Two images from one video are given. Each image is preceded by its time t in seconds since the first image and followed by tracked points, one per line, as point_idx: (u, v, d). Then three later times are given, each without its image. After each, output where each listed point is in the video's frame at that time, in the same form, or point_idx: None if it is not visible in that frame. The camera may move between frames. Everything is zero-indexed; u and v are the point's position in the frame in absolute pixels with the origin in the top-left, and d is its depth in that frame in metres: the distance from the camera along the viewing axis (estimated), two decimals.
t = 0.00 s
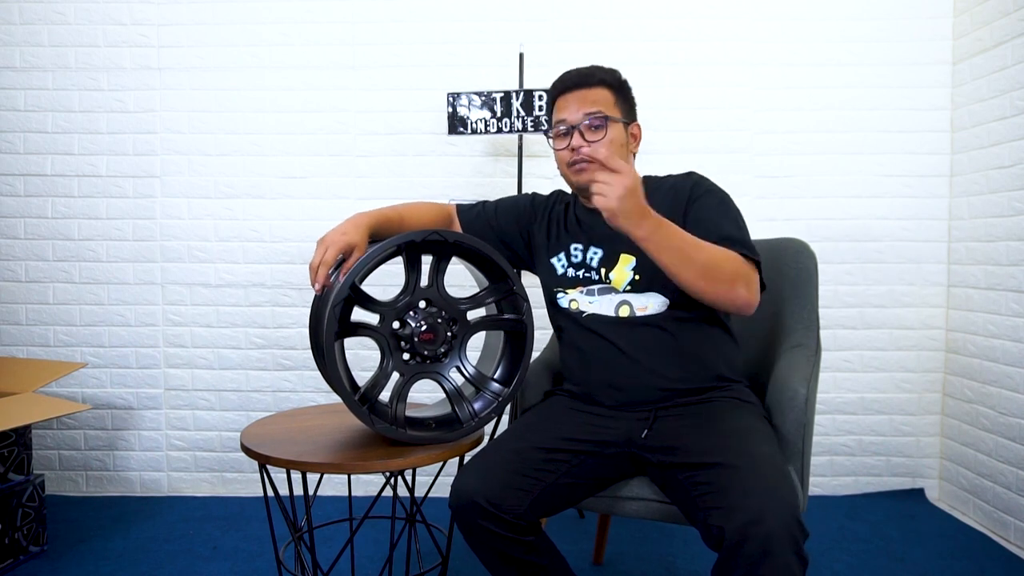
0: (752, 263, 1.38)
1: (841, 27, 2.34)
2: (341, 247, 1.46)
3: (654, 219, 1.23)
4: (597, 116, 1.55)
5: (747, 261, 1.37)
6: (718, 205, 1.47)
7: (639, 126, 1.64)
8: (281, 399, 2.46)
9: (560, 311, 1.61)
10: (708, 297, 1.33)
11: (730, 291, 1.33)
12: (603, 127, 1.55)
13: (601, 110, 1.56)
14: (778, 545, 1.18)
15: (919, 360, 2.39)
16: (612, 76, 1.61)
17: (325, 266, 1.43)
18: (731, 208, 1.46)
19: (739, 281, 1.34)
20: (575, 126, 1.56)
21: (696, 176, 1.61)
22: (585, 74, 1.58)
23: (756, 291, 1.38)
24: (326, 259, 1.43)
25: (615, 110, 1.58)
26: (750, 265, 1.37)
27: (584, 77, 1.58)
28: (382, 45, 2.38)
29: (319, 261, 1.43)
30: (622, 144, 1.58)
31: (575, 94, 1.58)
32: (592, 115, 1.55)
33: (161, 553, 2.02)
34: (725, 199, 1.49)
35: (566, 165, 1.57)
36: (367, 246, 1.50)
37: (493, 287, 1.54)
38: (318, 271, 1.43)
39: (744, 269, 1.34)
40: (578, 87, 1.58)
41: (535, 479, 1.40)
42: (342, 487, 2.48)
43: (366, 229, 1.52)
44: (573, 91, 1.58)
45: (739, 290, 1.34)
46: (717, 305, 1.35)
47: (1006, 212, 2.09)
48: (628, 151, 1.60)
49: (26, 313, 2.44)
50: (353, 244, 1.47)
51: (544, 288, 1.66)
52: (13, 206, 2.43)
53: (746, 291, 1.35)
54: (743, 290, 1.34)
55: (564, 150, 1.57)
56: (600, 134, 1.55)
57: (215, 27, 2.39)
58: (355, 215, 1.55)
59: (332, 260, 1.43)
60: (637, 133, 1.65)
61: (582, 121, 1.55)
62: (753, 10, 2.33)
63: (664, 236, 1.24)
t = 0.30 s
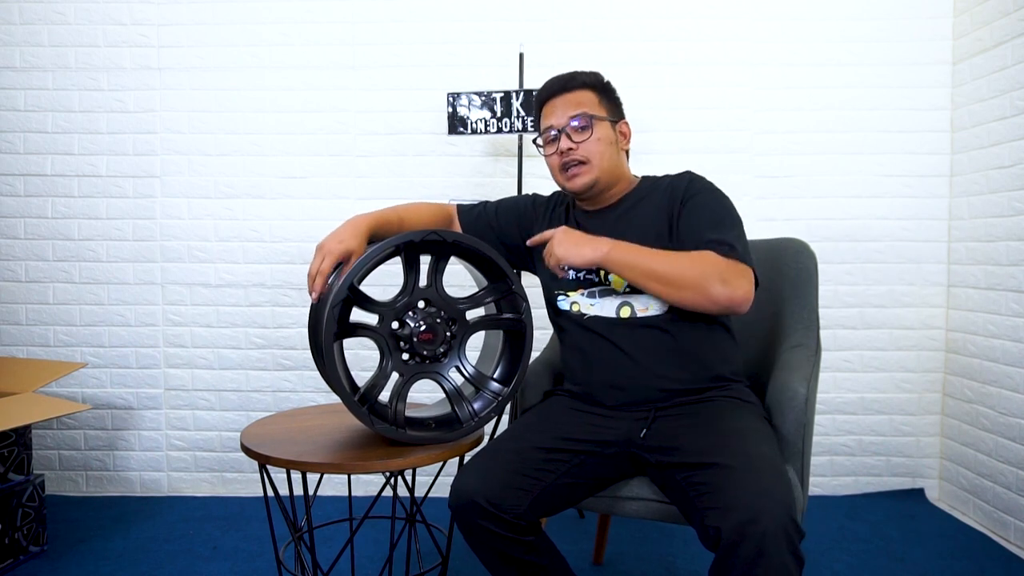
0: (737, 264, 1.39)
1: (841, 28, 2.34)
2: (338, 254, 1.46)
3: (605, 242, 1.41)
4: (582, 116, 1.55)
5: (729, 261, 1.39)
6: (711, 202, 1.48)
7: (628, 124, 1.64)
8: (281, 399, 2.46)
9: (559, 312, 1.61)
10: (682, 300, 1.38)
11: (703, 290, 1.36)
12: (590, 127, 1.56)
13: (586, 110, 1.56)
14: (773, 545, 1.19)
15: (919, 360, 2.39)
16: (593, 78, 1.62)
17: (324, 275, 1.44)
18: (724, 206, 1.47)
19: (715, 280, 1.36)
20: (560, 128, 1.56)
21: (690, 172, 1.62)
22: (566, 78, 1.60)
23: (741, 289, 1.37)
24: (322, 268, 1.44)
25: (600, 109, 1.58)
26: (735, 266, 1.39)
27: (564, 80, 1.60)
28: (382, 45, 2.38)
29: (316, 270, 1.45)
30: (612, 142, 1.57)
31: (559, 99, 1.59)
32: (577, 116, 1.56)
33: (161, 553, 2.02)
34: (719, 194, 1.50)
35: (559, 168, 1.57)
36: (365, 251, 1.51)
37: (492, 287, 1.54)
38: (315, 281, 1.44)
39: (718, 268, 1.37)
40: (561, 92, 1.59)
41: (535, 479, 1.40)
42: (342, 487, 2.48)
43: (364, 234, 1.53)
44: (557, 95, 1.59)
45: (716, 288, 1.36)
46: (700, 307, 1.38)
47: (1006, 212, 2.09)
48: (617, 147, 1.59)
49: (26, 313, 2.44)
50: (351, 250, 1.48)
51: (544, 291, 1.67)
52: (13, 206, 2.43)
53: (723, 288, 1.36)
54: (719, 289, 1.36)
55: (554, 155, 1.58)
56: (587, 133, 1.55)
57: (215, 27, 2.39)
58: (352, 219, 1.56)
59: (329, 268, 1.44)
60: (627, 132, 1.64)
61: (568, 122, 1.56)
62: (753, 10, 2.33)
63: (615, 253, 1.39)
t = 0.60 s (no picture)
0: (729, 282, 1.42)
1: (841, 28, 2.34)
2: (339, 254, 1.46)
3: (596, 275, 1.42)
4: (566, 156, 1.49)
5: (722, 280, 1.42)
6: (708, 208, 1.50)
7: (628, 146, 1.54)
8: (281, 399, 2.46)
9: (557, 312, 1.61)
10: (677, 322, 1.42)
11: (697, 313, 1.40)
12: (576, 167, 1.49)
13: (573, 148, 1.49)
14: (774, 545, 1.19)
15: (919, 360, 2.39)
16: (587, 100, 1.51)
17: (325, 276, 1.44)
18: (722, 213, 1.49)
19: (707, 302, 1.40)
20: (548, 164, 1.51)
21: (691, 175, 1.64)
22: (556, 105, 1.50)
23: (735, 307, 1.40)
24: (324, 267, 1.44)
25: (592, 144, 1.50)
26: (728, 283, 1.42)
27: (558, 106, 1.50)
28: (382, 45, 2.38)
29: (317, 270, 1.45)
30: (601, 178, 1.51)
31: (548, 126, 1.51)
32: (563, 155, 1.50)
33: (162, 553, 2.02)
34: (716, 199, 1.52)
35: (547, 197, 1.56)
36: (366, 250, 1.50)
37: (493, 287, 1.54)
38: (316, 280, 1.44)
39: (710, 290, 1.40)
40: (551, 120, 1.51)
41: (535, 479, 1.40)
42: (342, 487, 2.48)
43: (364, 232, 1.52)
44: (546, 123, 1.52)
45: (709, 309, 1.40)
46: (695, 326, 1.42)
47: (1006, 212, 2.09)
48: (609, 182, 1.53)
49: (26, 313, 2.44)
50: (352, 249, 1.48)
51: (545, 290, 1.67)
52: (13, 206, 2.43)
53: (717, 309, 1.40)
54: (712, 309, 1.40)
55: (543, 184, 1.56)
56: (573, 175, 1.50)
57: (215, 27, 2.39)
58: (353, 217, 1.56)
59: (330, 267, 1.45)
60: (628, 151, 1.55)
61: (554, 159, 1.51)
62: (753, 10, 2.33)
63: (609, 287, 1.41)
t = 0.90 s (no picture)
0: (722, 297, 1.42)
1: (841, 28, 2.34)
2: (337, 246, 1.46)
3: (585, 297, 1.45)
4: (573, 170, 1.48)
5: (715, 294, 1.42)
6: (705, 208, 1.50)
7: (636, 159, 1.53)
8: (281, 399, 2.46)
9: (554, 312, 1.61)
10: (666, 340, 1.44)
11: (685, 332, 1.41)
12: (582, 181, 1.49)
13: (581, 162, 1.48)
14: (776, 545, 1.19)
15: (919, 360, 2.39)
16: (600, 112, 1.49)
17: (322, 268, 1.44)
18: (720, 214, 1.49)
19: (696, 320, 1.41)
20: (555, 174, 1.50)
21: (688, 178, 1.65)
22: (568, 115, 1.48)
23: (724, 323, 1.41)
24: (322, 259, 1.44)
25: (601, 159, 1.49)
26: (719, 299, 1.42)
27: (570, 118, 1.47)
28: (382, 45, 2.38)
29: (316, 262, 1.45)
30: (607, 192, 1.51)
31: (557, 136, 1.49)
32: (570, 168, 1.49)
33: (162, 553, 2.02)
34: (715, 200, 1.53)
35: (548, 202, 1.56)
36: (365, 241, 1.49)
37: (493, 287, 1.54)
38: (314, 272, 1.44)
39: (699, 308, 1.41)
40: (561, 130, 1.48)
41: (535, 479, 1.40)
42: (342, 487, 2.48)
43: (363, 226, 1.52)
44: (556, 132, 1.49)
45: (698, 328, 1.41)
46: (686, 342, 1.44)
47: (1006, 212, 2.09)
48: (614, 194, 1.53)
49: (26, 313, 2.44)
50: (350, 242, 1.47)
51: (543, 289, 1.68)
52: (13, 206, 2.43)
53: (706, 326, 1.41)
54: (701, 327, 1.41)
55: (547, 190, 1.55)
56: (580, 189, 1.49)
57: (215, 27, 2.39)
58: (352, 211, 1.56)
59: (328, 260, 1.44)
60: (636, 163, 1.54)
61: (561, 171, 1.49)
62: (753, 10, 2.34)
63: (597, 310, 1.44)
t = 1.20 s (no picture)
0: (723, 297, 1.42)
1: (841, 27, 2.34)
2: (333, 247, 1.46)
3: (585, 298, 1.46)
4: (575, 169, 1.48)
5: (716, 293, 1.42)
6: (706, 207, 1.50)
7: (637, 159, 1.53)
8: (281, 399, 2.46)
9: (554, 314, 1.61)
10: (666, 339, 1.44)
11: (685, 331, 1.41)
12: (584, 180, 1.48)
13: (584, 161, 1.48)
14: (776, 545, 1.19)
15: (919, 360, 2.39)
16: (604, 112, 1.49)
17: (318, 268, 1.45)
18: (720, 214, 1.50)
19: (696, 320, 1.41)
20: (556, 174, 1.50)
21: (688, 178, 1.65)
22: (571, 114, 1.47)
23: (724, 323, 1.41)
24: (318, 261, 1.45)
25: (604, 158, 1.49)
26: (720, 299, 1.42)
27: (573, 118, 1.47)
28: (382, 45, 2.38)
29: (312, 263, 1.45)
30: (608, 191, 1.51)
31: (560, 135, 1.49)
32: (572, 167, 1.48)
33: (161, 553, 2.02)
34: (715, 200, 1.53)
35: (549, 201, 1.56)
36: (361, 243, 1.49)
37: (492, 287, 1.54)
38: (310, 274, 1.44)
39: (698, 308, 1.41)
40: (564, 129, 1.48)
41: (535, 479, 1.40)
42: (342, 487, 2.48)
43: (361, 226, 1.52)
44: (559, 131, 1.49)
45: (698, 328, 1.41)
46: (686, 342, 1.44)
47: (1006, 212, 2.09)
48: (615, 195, 1.53)
49: (26, 313, 2.44)
50: (346, 242, 1.47)
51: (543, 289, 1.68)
52: (13, 206, 2.43)
53: (706, 326, 1.41)
54: (701, 326, 1.41)
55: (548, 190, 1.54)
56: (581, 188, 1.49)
57: (215, 27, 2.39)
58: (349, 212, 1.56)
59: (324, 261, 1.45)
60: (637, 163, 1.54)
61: (563, 170, 1.49)
62: (753, 10, 2.33)
63: (597, 310, 1.44)
